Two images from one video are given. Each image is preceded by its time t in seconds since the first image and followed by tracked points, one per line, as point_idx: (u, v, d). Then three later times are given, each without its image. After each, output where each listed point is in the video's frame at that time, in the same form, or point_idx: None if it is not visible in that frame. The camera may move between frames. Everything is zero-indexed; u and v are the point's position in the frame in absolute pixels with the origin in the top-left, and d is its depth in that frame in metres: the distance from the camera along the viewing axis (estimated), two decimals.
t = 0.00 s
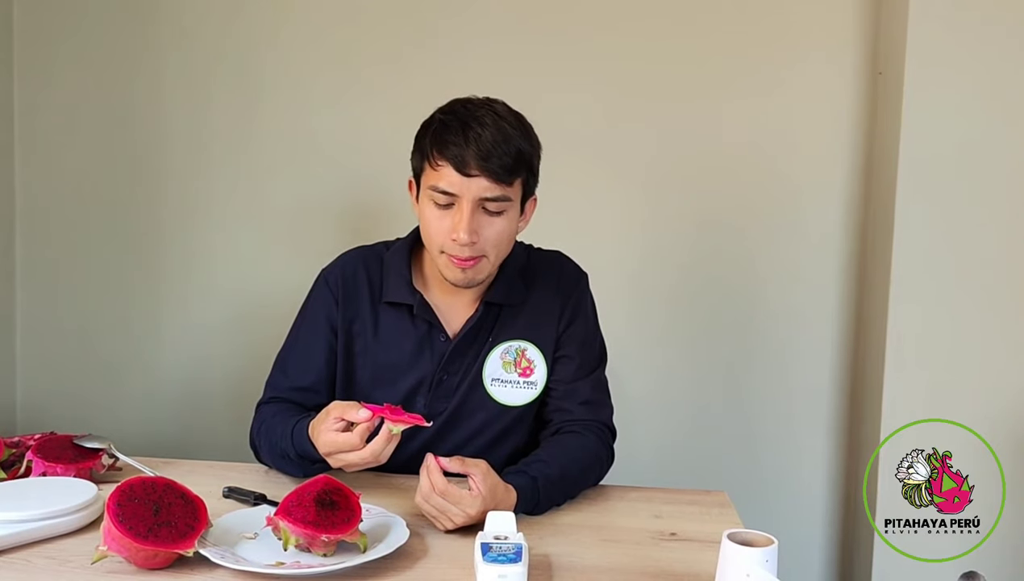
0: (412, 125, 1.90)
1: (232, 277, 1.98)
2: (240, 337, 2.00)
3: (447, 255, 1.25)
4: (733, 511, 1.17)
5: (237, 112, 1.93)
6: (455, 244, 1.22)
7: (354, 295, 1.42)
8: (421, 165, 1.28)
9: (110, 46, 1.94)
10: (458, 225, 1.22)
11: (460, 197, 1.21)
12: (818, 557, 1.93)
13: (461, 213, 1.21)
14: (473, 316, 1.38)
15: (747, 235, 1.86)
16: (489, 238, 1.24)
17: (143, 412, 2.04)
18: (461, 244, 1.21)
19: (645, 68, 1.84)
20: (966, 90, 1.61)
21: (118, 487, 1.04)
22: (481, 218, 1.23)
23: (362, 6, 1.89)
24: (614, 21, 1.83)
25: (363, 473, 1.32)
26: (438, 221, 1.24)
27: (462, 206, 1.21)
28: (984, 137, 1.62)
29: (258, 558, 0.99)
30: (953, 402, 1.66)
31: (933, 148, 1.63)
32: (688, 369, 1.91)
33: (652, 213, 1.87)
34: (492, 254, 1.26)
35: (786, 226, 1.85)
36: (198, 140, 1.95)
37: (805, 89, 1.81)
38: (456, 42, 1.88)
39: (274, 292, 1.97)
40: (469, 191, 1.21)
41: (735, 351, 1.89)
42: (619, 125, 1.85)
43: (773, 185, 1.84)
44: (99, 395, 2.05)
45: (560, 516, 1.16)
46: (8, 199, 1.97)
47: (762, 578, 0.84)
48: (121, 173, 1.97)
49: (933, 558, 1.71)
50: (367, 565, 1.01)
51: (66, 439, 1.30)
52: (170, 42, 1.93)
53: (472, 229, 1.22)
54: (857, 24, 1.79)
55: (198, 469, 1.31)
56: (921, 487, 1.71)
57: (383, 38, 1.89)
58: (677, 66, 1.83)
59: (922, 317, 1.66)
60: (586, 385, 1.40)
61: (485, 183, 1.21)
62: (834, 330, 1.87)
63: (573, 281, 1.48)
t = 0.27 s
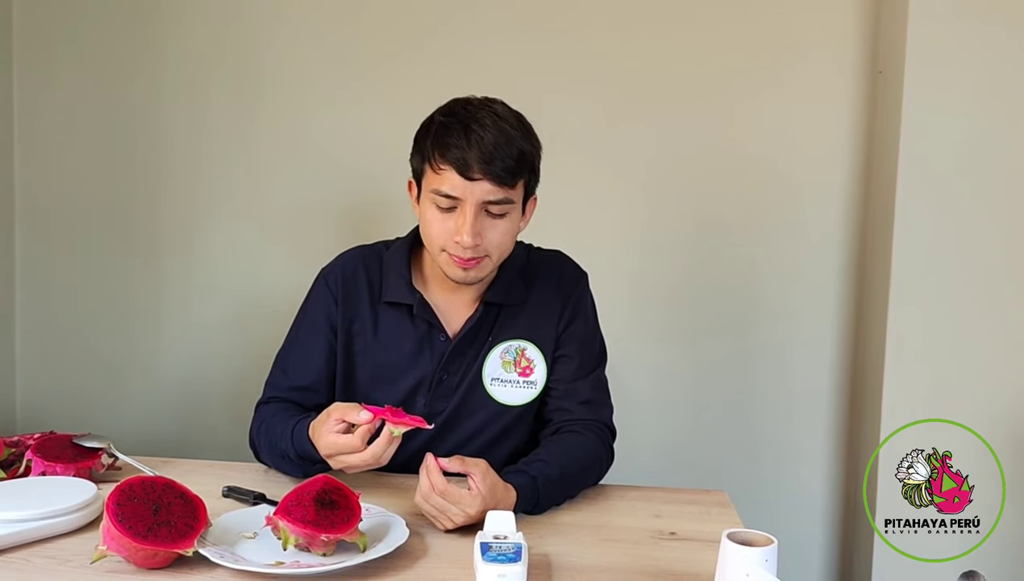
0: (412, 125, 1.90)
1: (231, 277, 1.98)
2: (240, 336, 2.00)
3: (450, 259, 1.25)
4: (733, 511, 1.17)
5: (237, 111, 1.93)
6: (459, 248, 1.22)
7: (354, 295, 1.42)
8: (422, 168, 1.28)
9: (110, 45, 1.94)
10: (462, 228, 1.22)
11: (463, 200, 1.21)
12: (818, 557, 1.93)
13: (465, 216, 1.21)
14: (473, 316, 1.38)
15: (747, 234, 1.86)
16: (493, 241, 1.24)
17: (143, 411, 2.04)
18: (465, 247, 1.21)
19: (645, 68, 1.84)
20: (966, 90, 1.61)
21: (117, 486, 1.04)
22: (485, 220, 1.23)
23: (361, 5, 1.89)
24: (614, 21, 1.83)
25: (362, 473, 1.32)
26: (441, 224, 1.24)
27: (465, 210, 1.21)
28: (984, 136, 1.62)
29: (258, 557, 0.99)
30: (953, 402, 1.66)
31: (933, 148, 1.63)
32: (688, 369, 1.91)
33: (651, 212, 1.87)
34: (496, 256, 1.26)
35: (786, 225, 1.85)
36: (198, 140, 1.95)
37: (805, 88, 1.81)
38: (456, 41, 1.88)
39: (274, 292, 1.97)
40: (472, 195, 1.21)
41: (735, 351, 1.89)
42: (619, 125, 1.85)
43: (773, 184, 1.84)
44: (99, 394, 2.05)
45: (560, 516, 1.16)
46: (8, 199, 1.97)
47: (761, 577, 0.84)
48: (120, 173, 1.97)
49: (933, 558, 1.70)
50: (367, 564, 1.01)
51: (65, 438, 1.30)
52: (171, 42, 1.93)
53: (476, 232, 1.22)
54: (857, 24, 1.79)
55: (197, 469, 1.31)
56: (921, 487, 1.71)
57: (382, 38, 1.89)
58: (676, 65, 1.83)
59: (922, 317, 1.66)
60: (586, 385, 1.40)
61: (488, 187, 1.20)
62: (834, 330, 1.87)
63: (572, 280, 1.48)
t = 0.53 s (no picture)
0: (411, 125, 1.90)
1: (231, 277, 1.98)
2: (239, 336, 2.00)
3: (444, 261, 1.26)
4: (732, 511, 1.17)
5: (236, 112, 1.93)
6: (452, 251, 1.23)
7: (352, 295, 1.42)
8: (419, 169, 1.28)
9: (109, 45, 1.94)
10: (455, 233, 1.22)
11: (457, 205, 1.21)
12: (818, 557, 1.93)
13: (458, 220, 1.22)
14: (472, 317, 1.38)
15: (747, 234, 1.86)
16: (486, 246, 1.24)
17: (143, 412, 2.04)
18: (458, 251, 1.22)
19: (645, 68, 1.84)
20: (965, 89, 1.61)
21: (116, 487, 1.04)
22: (479, 225, 1.23)
23: (361, 6, 1.89)
24: (613, 21, 1.83)
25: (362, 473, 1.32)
26: (435, 227, 1.24)
27: (459, 214, 1.21)
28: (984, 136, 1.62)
29: (257, 558, 0.99)
30: (953, 402, 1.66)
31: (933, 148, 1.63)
32: (688, 369, 1.91)
33: (651, 212, 1.87)
34: (489, 260, 1.27)
35: (786, 225, 1.85)
36: (198, 140, 1.95)
37: (804, 88, 1.81)
38: (456, 41, 1.88)
39: (273, 292, 1.97)
40: (466, 200, 1.21)
41: (735, 351, 1.89)
42: (618, 125, 1.85)
43: (773, 184, 1.84)
44: (99, 394, 2.05)
45: (559, 516, 1.16)
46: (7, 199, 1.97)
47: (760, 577, 0.84)
48: (120, 173, 1.97)
49: (933, 558, 1.70)
50: (366, 564, 1.01)
51: (65, 438, 1.30)
52: (170, 42, 1.93)
53: (469, 236, 1.22)
54: (857, 24, 1.79)
55: (197, 469, 1.31)
56: (921, 487, 1.71)
57: (382, 38, 1.89)
58: (676, 65, 1.83)
59: (922, 317, 1.66)
60: (585, 385, 1.40)
61: (482, 193, 1.20)
62: (833, 330, 1.87)
63: (572, 280, 1.48)
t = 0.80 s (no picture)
0: (412, 125, 1.90)
1: (231, 277, 1.98)
2: (240, 336, 2.00)
3: (446, 260, 1.26)
4: (733, 511, 1.17)
5: (237, 112, 1.93)
6: (453, 251, 1.23)
7: (354, 295, 1.42)
8: (420, 169, 1.28)
9: (109, 45, 1.94)
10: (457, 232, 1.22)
11: (459, 204, 1.21)
12: (818, 557, 1.93)
13: (460, 220, 1.22)
14: (473, 316, 1.38)
15: (747, 235, 1.86)
16: (486, 244, 1.25)
17: (143, 411, 2.04)
18: (459, 251, 1.22)
19: (646, 68, 1.84)
20: (965, 89, 1.61)
21: (118, 486, 1.04)
22: (480, 224, 1.23)
23: (361, 6, 1.89)
24: (613, 21, 1.83)
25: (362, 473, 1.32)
26: (437, 226, 1.24)
27: (460, 214, 1.22)
28: (984, 136, 1.62)
29: (258, 558, 0.99)
30: (953, 402, 1.66)
31: (933, 149, 1.63)
32: (688, 369, 1.91)
33: (651, 213, 1.87)
34: (490, 259, 1.27)
35: (786, 225, 1.85)
36: (198, 140, 1.95)
37: (805, 89, 1.81)
38: (456, 41, 1.88)
39: (273, 292, 1.97)
40: (467, 200, 1.21)
41: (735, 350, 1.89)
42: (619, 125, 1.85)
43: (773, 184, 1.84)
44: (99, 394, 2.05)
45: (560, 516, 1.16)
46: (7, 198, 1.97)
47: (762, 577, 0.84)
48: (121, 173, 1.97)
49: (933, 558, 1.71)
50: (368, 564, 1.01)
51: (66, 438, 1.30)
52: (170, 43, 1.93)
53: (471, 236, 1.22)
54: (857, 24, 1.79)
55: (198, 469, 1.31)
56: (921, 487, 1.71)
57: (382, 38, 1.89)
58: (676, 65, 1.83)
59: (922, 317, 1.66)
60: (586, 385, 1.40)
61: (483, 192, 1.20)
62: (833, 330, 1.87)
63: (573, 280, 1.48)
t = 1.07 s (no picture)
0: (412, 125, 1.90)
1: (231, 277, 1.98)
2: (240, 335, 2.00)
3: (466, 248, 1.25)
4: (733, 511, 1.17)
5: (237, 111, 1.93)
6: (474, 238, 1.23)
7: (355, 294, 1.42)
8: (434, 160, 1.28)
9: (110, 45, 1.94)
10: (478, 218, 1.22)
11: (480, 191, 1.21)
12: (818, 557, 1.93)
13: (481, 206, 1.21)
14: (474, 314, 1.38)
15: (747, 235, 1.86)
16: (507, 231, 1.24)
17: (143, 411, 2.04)
18: (482, 237, 1.22)
19: (646, 68, 1.84)
20: (966, 90, 1.61)
21: (119, 486, 1.04)
22: (500, 211, 1.23)
23: (362, 6, 1.89)
24: (614, 21, 1.83)
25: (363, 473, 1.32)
26: (456, 214, 1.24)
27: (482, 200, 1.21)
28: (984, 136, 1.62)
29: (259, 557, 0.99)
30: (953, 403, 1.66)
31: (934, 149, 1.63)
32: (688, 369, 1.91)
33: (651, 212, 1.87)
34: (509, 246, 1.27)
35: (786, 225, 1.85)
36: (198, 139, 1.95)
37: (806, 89, 1.81)
38: (457, 41, 1.88)
39: (274, 291, 1.97)
40: (488, 186, 1.21)
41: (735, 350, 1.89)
42: (620, 125, 1.85)
43: (773, 185, 1.84)
44: (100, 394, 2.05)
45: (561, 516, 1.16)
46: (7, 197, 1.97)
47: (763, 577, 0.84)
48: (121, 173, 1.97)
49: (933, 558, 1.71)
50: (369, 564, 1.01)
51: (66, 438, 1.30)
52: (171, 42, 1.93)
53: (492, 221, 1.22)
54: (858, 24, 1.79)
55: (199, 469, 1.31)
56: (921, 487, 1.71)
57: (383, 38, 1.89)
58: (677, 65, 1.83)
59: (922, 317, 1.66)
60: (587, 384, 1.40)
61: (505, 177, 1.21)
62: (834, 330, 1.87)
63: (574, 280, 1.48)
